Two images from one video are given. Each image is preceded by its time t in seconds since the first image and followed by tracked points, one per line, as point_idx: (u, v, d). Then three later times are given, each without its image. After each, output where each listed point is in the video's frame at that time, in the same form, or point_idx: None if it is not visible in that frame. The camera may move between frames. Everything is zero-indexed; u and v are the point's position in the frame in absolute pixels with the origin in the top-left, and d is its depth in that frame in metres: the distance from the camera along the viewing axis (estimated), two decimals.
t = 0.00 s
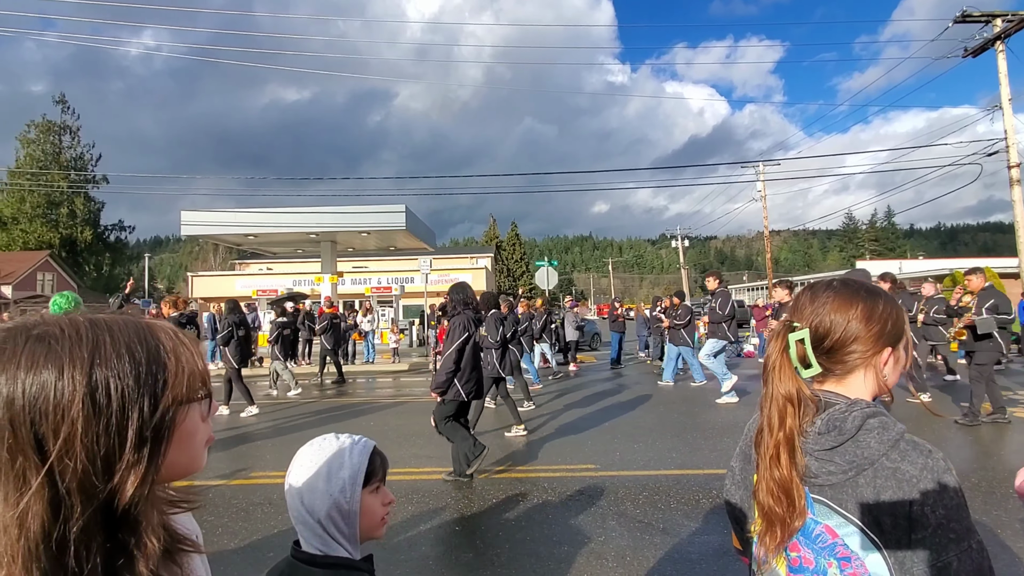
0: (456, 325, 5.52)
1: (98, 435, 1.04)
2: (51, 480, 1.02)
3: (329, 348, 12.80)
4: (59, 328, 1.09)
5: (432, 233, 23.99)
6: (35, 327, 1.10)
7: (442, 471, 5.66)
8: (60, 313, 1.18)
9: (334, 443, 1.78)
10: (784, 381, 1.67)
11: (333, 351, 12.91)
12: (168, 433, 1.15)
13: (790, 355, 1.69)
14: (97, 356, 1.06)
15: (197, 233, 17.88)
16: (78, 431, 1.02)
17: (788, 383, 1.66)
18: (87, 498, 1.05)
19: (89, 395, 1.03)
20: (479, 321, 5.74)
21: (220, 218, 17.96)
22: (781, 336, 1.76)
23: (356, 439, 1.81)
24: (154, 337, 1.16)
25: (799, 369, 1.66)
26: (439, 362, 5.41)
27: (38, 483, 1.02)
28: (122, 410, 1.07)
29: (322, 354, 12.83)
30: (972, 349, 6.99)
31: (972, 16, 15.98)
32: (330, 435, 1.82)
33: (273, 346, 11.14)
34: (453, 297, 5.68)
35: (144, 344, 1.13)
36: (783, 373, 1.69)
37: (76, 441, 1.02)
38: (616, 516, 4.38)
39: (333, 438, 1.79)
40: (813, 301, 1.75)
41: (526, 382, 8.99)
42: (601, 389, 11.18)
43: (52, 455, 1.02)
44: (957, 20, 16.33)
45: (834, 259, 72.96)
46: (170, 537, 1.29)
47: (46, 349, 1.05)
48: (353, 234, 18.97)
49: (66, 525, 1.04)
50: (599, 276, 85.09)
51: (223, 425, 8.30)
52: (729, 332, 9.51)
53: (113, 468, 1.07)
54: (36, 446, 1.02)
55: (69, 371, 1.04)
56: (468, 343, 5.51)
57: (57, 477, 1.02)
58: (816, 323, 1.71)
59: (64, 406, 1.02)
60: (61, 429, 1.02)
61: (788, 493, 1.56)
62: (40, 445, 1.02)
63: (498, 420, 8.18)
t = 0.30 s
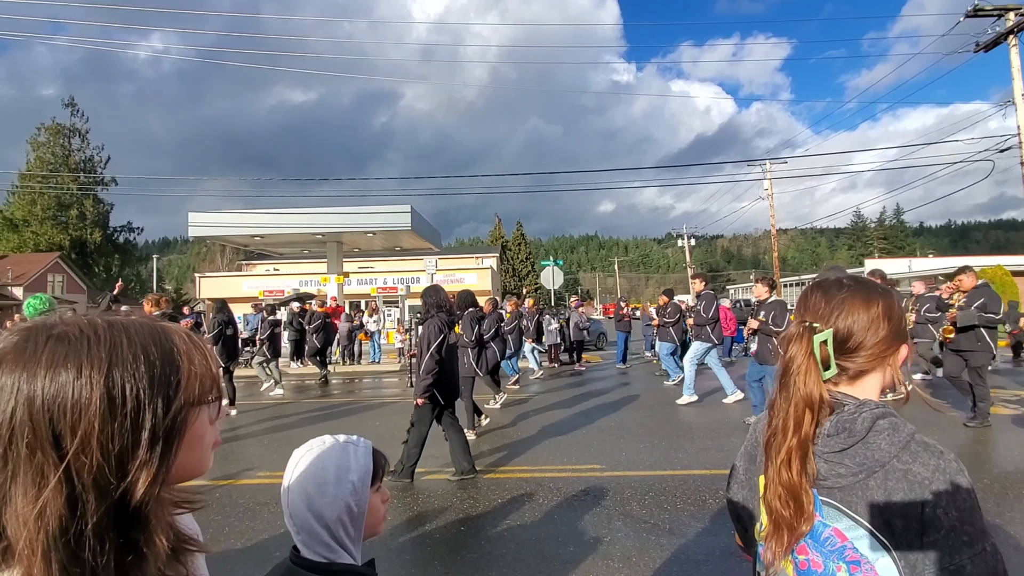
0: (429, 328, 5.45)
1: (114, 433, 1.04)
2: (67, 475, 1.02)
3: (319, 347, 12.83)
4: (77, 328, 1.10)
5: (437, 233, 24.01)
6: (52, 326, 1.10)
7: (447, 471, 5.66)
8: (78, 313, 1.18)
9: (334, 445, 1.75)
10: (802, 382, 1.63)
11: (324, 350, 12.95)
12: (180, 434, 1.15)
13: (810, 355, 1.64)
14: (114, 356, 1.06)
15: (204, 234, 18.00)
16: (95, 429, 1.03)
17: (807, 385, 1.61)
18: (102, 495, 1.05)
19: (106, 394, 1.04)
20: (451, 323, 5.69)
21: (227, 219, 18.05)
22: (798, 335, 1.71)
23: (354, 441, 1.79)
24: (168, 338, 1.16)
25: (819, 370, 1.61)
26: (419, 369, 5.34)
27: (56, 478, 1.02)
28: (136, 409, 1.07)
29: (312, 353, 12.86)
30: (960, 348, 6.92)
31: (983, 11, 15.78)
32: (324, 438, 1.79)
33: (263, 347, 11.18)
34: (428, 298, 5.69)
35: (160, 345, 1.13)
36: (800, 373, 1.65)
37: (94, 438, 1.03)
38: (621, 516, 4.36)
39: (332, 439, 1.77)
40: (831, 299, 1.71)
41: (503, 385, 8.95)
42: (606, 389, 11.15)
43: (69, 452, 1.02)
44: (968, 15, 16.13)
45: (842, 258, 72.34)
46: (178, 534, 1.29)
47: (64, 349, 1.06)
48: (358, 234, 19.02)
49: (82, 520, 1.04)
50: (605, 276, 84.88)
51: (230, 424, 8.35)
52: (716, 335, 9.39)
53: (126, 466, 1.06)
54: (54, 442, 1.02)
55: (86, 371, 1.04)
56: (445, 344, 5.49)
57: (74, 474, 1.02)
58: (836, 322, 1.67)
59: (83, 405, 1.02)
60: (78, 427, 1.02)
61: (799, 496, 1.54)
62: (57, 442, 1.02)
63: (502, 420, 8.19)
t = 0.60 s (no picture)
0: (393, 328, 5.54)
1: (122, 422, 1.03)
2: (74, 462, 1.00)
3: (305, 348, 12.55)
4: (85, 319, 1.07)
5: (440, 233, 24.01)
6: (59, 317, 1.08)
7: (447, 470, 5.65)
8: (80, 305, 1.15)
9: (356, 445, 1.70)
10: (901, 377, 1.42)
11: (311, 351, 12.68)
12: (185, 425, 1.14)
13: (906, 348, 1.46)
14: (124, 346, 1.05)
15: (206, 232, 18.02)
16: (103, 419, 1.01)
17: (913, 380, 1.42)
18: (108, 483, 1.03)
19: (116, 383, 1.02)
20: (418, 324, 5.72)
21: (230, 217, 18.07)
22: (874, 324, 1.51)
23: (365, 440, 1.76)
24: (173, 330, 1.15)
25: (924, 364, 1.45)
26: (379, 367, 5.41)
27: (62, 465, 1.00)
28: (143, 399, 1.05)
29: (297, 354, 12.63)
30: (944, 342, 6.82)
31: (990, 10, 15.68)
32: (325, 437, 1.71)
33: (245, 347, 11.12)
34: (395, 296, 5.70)
35: (166, 336, 1.12)
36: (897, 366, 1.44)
37: (104, 427, 1.01)
38: (623, 516, 4.34)
39: (351, 439, 1.71)
40: (880, 295, 1.62)
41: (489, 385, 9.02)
42: (608, 389, 11.12)
43: (76, 440, 1.00)
44: (975, 13, 16.03)
45: (845, 258, 72.13)
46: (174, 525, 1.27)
47: (73, 337, 1.04)
48: (361, 233, 19.03)
49: (86, 507, 1.02)
50: (607, 276, 84.83)
51: (232, 422, 8.36)
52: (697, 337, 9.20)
53: (132, 455, 1.05)
54: (62, 430, 1.00)
55: (94, 360, 1.02)
56: (406, 345, 5.57)
57: (81, 463, 1.00)
58: (893, 319, 1.59)
59: (91, 395, 1.00)
60: (86, 416, 1.00)
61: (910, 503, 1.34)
62: (64, 429, 1.00)
63: (503, 420, 8.17)
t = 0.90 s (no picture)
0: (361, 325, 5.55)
1: (126, 419, 1.03)
2: (76, 460, 1.01)
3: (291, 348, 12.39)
4: (87, 316, 1.08)
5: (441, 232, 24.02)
6: (60, 315, 1.08)
7: (449, 468, 5.67)
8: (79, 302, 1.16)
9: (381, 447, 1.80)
10: (934, 370, 1.47)
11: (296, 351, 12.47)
12: (187, 422, 1.15)
13: (930, 341, 1.52)
14: (125, 342, 1.05)
15: (208, 232, 18.05)
16: (105, 415, 1.01)
17: (945, 372, 1.48)
18: (111, 479, 1.04)
19: (116, 380, 1.02)
20: (387, 325, 5.72)
21: (232, 217, 18.10)
22: (898, 319, 1.56)
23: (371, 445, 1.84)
24: (172, 326, 1.15)
25: (947, 356, 1.51)
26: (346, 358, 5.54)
27: (64, 462, 1.00)
28: (146, 396, 1.06)
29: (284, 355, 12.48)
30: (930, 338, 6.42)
31: (993, 8, 15.64)
32: (360, 442, 1.74)
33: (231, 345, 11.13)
34: (362, 298, 5.63)
35: (166, 333, 1.12)
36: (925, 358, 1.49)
37: (105, 424, 1.02)
38: (624, 515, 4.34)
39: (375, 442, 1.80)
40: (891, 292, 1.70)
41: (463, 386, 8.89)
42: (609, 387, 11.13)
43: (78, 435, 1.01)
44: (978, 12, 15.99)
45: (847, 257, 72.00)
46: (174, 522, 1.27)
47: (73, 334, 1.04)
48: (362, 233, 19.04)
49: (88, 505, 1.03)
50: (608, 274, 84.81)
51: (234, 421, 8.38)
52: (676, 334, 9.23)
53: (136, 452, 1.06)
54: (64, 426, 1.01)
55: (94, 357, 1.02)
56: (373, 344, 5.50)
57: (82, 461, 1.01)
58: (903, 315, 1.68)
59: (94, 392, 1.01)
60: (88, 413, 1.00)
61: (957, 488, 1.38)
62: (67, 425, 1.00)
63: (504, 419, 8.17)
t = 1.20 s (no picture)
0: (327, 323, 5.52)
1: (147, 417, 1.09)
2: (100, 461, 1.04)
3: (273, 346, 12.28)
4: (90, 316, 1.09)
5: (439, 229, 23.92)
6: (58, 315, 1.09)
7: (448, 466, 5.66)
8: (59, 302, 1.16)
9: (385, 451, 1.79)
10: (936, 372, 1.41)
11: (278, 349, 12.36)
12: (197, 417, 1.22)
13: (938, 343, 1.45)
14: (139, 344, 1.09)
15: (205, 229, 17.98)
16: (128, 414, 1.06)
17: (948, 376, 1.41)
18: (135, 478, 1.09)
19: (133, 382, 1.06)
20: (354, 320, 5.72)
21: (228, 213, 18.02)
22: (905, 318, 1.50)
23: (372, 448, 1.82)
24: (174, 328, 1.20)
25: (956, 358, 1.44)
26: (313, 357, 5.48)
27: (89, 466, 1.03)
28: (163, 397, 1.12)
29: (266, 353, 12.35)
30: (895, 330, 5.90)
31: (992, 4, 15.56)
32: (368, 444, 1.73)
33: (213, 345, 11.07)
34: (328, 294, 5.68)
35: (172, 335, 1.17)
36: (928, 362, 1.42)
37: (129, 426, 1.06)
38: (623, 513, 4.34)
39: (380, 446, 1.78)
40: (904, 290, 1.63)
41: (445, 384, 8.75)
42: (608, 384, 11.12)
43: (104, 435, 1.04)
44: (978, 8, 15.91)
45: (846, 254, 71.95)
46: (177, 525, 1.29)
47: (82, 336, 1.05)
48: (360, 230, 18.97)
49: (114, 503, 1.06)
50: (607, 271, 84.78)
51: (232, 420, 8.36)
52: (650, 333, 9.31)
53: (161, 446, 1.13)
54: (88, 428, 1.03)
55: (111, 359, 1.05)
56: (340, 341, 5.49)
57: (106, 462, 1.04)
58: (919, 315, 1.60)
59: (114, 392, 1.04)
60: (110, 416, 1.04)
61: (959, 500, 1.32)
62: (91, 426, 1.04)
63: (503, 416, 8.16)
